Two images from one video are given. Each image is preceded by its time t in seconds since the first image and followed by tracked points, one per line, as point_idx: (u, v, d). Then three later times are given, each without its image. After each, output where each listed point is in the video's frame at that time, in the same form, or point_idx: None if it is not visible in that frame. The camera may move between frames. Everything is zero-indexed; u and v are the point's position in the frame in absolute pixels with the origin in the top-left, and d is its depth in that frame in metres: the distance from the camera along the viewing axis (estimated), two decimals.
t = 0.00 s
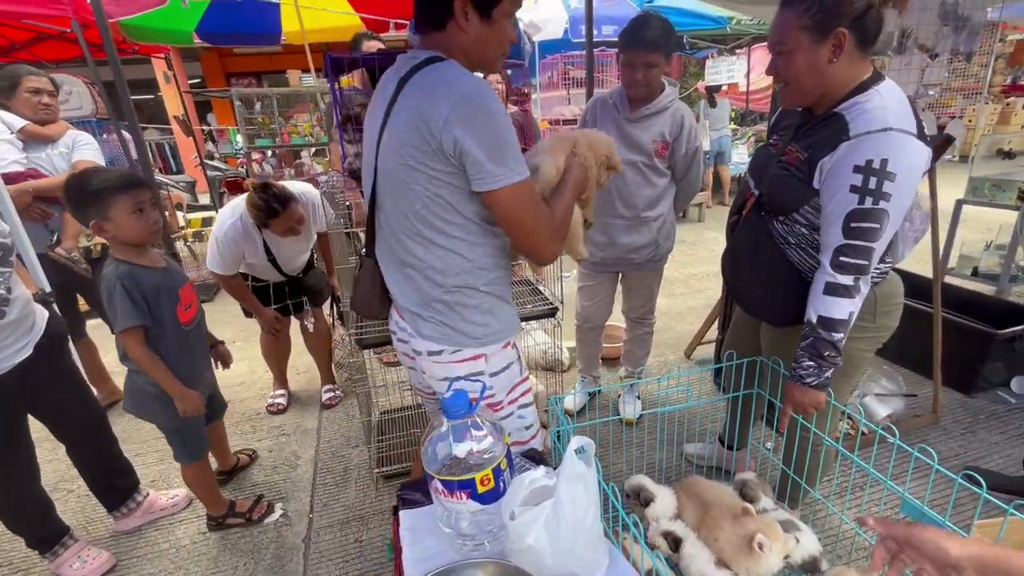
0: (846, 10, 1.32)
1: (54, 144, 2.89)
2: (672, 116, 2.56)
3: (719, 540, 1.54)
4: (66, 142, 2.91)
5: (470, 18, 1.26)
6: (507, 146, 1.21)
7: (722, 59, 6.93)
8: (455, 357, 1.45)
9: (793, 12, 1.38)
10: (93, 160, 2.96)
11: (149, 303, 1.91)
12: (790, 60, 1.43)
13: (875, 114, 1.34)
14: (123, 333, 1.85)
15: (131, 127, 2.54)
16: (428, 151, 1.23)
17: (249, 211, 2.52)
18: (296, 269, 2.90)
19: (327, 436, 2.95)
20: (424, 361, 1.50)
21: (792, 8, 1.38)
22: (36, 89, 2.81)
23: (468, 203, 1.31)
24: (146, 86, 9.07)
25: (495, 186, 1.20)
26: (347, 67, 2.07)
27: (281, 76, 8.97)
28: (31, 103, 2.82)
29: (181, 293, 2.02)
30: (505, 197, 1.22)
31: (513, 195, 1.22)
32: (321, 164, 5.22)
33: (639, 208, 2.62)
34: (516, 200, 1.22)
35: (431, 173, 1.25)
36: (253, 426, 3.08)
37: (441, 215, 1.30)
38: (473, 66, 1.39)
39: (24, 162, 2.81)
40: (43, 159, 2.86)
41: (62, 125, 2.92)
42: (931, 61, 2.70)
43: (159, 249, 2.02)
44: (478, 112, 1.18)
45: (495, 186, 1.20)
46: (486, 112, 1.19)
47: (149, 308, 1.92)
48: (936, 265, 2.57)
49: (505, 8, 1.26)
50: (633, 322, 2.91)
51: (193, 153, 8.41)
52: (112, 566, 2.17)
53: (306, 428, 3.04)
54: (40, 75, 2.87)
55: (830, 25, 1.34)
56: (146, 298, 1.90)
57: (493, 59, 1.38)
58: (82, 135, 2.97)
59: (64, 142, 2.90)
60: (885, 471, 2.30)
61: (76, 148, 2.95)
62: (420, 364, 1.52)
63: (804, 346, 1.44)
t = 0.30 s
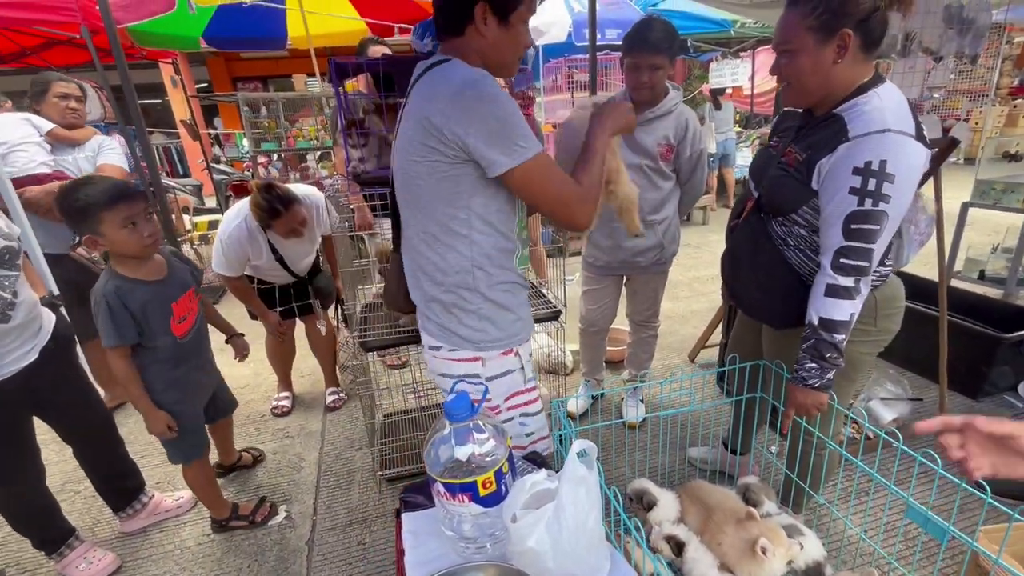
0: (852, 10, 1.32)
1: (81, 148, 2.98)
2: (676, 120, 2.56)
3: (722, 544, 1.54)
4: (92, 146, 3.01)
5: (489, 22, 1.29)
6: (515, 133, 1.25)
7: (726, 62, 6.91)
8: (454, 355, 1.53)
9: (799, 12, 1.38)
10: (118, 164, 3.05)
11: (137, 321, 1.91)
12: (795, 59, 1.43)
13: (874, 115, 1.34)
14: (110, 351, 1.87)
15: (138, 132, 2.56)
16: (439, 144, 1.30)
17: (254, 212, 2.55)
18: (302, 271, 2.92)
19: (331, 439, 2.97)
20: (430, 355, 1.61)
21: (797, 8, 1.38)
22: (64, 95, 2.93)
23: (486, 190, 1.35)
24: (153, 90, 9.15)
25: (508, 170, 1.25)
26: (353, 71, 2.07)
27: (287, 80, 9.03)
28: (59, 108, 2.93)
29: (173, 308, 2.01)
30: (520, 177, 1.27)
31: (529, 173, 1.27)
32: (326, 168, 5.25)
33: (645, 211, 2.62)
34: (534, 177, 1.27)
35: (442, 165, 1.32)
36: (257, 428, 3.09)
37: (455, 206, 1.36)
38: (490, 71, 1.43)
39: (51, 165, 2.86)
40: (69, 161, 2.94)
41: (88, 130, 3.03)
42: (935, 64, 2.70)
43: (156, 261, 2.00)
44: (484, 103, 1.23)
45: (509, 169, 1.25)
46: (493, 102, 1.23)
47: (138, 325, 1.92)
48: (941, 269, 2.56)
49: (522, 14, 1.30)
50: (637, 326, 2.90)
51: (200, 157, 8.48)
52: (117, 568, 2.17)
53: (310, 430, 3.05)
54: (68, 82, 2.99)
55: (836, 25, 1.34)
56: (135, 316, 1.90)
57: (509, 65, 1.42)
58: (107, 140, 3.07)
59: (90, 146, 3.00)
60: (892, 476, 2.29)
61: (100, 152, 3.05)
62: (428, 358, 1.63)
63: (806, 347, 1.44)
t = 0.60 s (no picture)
0: (868, 9, 1.32)
1: (117, 147, 3.05)
2: (683, 121, 2.56)
3: (727, 547, 1.52)
4: (127, 145, 3.06)
5: (505, 26, 1.34)
6: (523, 142, 1.30)
7: (731, 65, 6.89)
8: (463, 341, 1.59)
9: (815, 11, 1.37)
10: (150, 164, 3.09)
11: (136, 329, 1.92)
12: (808, 58, 1.42)
13: (882, 116, 1.33)
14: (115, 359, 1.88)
15: (147, 134, 2.58)
16: (452, 149, 1.36)
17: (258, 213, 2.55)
18: (305, 273, 2.93)
19: (336, 440, 2.97)
20: (446, 340, 1.68)
21: (812, 6, 1.37)
22: (99, 95, 2.99)
23: (492, 195, 1.40)
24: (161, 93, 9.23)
25: (510, 177, 1.31)
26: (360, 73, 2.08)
27: (293, 83, 9.09)
28: (95, 109, 3.01)
29: (174, 318, 2.02)
30: (521, 186, 1.32)
31: (530, 183, 1.32)
32: (332, 170, 5.28)
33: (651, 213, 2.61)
34: (534, 188, 1.33)
35: (452, 166, 1.38)
36: (262, 429, 3.10)
37: (462, 206, 1.42)
38: (504, 76, 1.47)
39: (89, 164, 2.95)
40: (106, 161, 3.01)
41: (124, 130, 3.09)
42: (943, 66, 2.69)
43: (157, 269, 2.01)
44: (496, 111, 1.29)
45: (511, 177, 1.31)
46: (505, 111, 1.29)
47: (137, 333, 1.93)
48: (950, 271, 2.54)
49: (534, 17, 1.35)
50: (642, 327, 2.90)
51: (206, 159, 8.54)
52: (123, 568, 2.18)
53: (315, 432, 3.06)
54: (103, 83, 3.03)
55: (852, 24, 1.34)
56: (134, 325, 1.91)
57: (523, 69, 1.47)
58: (141, 140, 3.11)
59: (126, 146, 3.06)
60: (899, 479, 2.28)
61: (135, 152, 3.10)
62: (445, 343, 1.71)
63: (810, 349, 1.44)
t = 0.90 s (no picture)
0: (886, 4, 1.31)
1: (150, 147, 3.24)
2: (692, 120, 2.55)
3: (738, 547, 1.52)
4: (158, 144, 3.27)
5: (523, 24, 1.43)
6: (551, 130, 1.44)
7: (740, 63, 6.83)
8: (489, 321, 1.71)
9: (832, 6, 1.35)
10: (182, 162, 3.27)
11: (157, 324, 1.94)
12: (826, 54, 1.40)
13: (903, 116, 1.32)
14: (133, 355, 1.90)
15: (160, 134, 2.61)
16: (485, 142, 1.48)
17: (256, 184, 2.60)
18: (311, 251, 2.92)
19: (346, 438, 2.99)
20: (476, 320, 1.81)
21: (828, 1, 1.36)
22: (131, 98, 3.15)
23: (520, 181, 1.52)
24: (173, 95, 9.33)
25: (543, 161, 1.43)
26: (370, 74, 2.08)
27: (303, 84, 9.15)
28: (127, 110, 3.15)
29: (194, 309, 2.05)
30: (552, 170, 1.45)
31: (561, 166, 1.45)
32: (342, 170, 5.31)
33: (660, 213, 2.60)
34: (564, 171, 1.46)
35: (485, 156, 1.49)
36: (273, 427, 3.13)
37: (493, 194, 1.53)
38: (527, 70, 1.55)
39: (126, 164, 3.11)
40: (141, 160, 3.21)
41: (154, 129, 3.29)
42: (956, 63, 2.67)
43: (176, 267, 2.05)
44: (526, 103, 1.41)
45: (543, 161, 1.43)
46: (534, 103, 1.42)
47: (158, 330, 1.95)
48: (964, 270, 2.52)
49: (551, 12, 1.44)
50: (651, 327, 2.89)
51: (217, 160, 8.61)
52: (137, 563, 2.21)
53: (325, 430, 3.08)
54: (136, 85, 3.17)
55: (871, 19, 1.33)
56: (156, 320, 1.93)
57: (544, 59, 1.55)
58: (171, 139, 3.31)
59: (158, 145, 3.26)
60: (912, 480, 2.25)
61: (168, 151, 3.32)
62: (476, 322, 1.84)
63: (831, 353, 1.40)
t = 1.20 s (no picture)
0: (879, 14, 1.33)
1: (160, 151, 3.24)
2: (689, 125, 2.57)
3: (736, 549, 1.53)
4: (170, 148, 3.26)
5: (524, 35, 1.45)
6: (556, 136, 1.46)
7: (739, 68, 6.84)
8: (496, 317, 1.73)
9: (826, 17, 1.37)
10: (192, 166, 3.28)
11: (158, 324, 1.96)
12: (821, 64, 1.42)
13: (899, 123, 1.34)
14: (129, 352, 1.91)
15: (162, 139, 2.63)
16: (492, 147, 1.50)
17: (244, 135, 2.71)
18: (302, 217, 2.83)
19: (346, 441, 3.00)
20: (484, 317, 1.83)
21: (822, 12, 1.38)
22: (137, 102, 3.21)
23: (525, 186, 1.54)
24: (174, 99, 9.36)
25: (548, 165, 1.46)
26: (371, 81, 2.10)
27: (303, 88, 9.18)
28: (133, 114, 3.21)
29: (195, 308, 2.06)
30: (556, 174, 1.47)
31: (566, 169, 1.48)
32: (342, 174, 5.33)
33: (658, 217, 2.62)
34: (569, 174, 1.48)
35: (492, 160, 1.51)
36: (273, 431, 3.14)
37: (499, 198, 1.55)
38: (531, 78, 1.58)
39: (138, 167, 3.10)
40: (153, 163, 3.19)
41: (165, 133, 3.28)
42: (952, 69, 2.69)
43: (178, 269, 2.07)
44: (532, 108, 1.44)
45: (549, 165, 1.46)
46: (539, 109, 1.44)
47: (159, 330, 1.97)
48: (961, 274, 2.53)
49: (551, 21, 1.45)
50: (650, 331, 2.90)
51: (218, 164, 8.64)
52: (137, 566, 2.21)
53: (325, 433, 3.09)
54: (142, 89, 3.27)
55: (864, 29, 1.35)
56: (156, 318, 1.95)
57: (549, 68, 1.57)
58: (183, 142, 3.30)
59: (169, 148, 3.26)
60: (911, 484, 2.26)
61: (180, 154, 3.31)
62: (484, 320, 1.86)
63: (840, 360, 1.40)
